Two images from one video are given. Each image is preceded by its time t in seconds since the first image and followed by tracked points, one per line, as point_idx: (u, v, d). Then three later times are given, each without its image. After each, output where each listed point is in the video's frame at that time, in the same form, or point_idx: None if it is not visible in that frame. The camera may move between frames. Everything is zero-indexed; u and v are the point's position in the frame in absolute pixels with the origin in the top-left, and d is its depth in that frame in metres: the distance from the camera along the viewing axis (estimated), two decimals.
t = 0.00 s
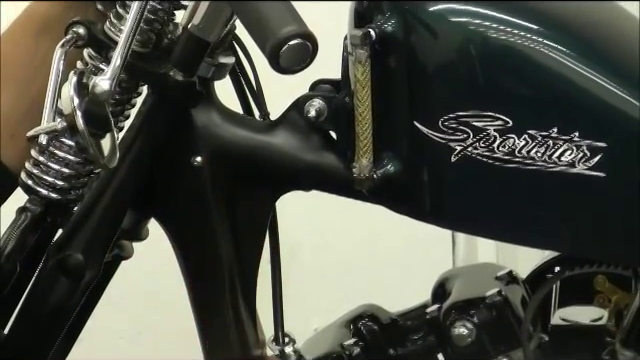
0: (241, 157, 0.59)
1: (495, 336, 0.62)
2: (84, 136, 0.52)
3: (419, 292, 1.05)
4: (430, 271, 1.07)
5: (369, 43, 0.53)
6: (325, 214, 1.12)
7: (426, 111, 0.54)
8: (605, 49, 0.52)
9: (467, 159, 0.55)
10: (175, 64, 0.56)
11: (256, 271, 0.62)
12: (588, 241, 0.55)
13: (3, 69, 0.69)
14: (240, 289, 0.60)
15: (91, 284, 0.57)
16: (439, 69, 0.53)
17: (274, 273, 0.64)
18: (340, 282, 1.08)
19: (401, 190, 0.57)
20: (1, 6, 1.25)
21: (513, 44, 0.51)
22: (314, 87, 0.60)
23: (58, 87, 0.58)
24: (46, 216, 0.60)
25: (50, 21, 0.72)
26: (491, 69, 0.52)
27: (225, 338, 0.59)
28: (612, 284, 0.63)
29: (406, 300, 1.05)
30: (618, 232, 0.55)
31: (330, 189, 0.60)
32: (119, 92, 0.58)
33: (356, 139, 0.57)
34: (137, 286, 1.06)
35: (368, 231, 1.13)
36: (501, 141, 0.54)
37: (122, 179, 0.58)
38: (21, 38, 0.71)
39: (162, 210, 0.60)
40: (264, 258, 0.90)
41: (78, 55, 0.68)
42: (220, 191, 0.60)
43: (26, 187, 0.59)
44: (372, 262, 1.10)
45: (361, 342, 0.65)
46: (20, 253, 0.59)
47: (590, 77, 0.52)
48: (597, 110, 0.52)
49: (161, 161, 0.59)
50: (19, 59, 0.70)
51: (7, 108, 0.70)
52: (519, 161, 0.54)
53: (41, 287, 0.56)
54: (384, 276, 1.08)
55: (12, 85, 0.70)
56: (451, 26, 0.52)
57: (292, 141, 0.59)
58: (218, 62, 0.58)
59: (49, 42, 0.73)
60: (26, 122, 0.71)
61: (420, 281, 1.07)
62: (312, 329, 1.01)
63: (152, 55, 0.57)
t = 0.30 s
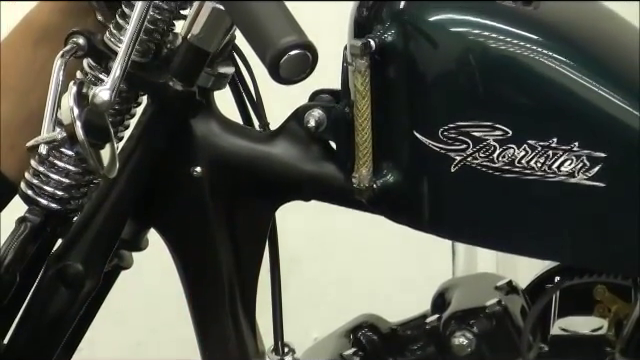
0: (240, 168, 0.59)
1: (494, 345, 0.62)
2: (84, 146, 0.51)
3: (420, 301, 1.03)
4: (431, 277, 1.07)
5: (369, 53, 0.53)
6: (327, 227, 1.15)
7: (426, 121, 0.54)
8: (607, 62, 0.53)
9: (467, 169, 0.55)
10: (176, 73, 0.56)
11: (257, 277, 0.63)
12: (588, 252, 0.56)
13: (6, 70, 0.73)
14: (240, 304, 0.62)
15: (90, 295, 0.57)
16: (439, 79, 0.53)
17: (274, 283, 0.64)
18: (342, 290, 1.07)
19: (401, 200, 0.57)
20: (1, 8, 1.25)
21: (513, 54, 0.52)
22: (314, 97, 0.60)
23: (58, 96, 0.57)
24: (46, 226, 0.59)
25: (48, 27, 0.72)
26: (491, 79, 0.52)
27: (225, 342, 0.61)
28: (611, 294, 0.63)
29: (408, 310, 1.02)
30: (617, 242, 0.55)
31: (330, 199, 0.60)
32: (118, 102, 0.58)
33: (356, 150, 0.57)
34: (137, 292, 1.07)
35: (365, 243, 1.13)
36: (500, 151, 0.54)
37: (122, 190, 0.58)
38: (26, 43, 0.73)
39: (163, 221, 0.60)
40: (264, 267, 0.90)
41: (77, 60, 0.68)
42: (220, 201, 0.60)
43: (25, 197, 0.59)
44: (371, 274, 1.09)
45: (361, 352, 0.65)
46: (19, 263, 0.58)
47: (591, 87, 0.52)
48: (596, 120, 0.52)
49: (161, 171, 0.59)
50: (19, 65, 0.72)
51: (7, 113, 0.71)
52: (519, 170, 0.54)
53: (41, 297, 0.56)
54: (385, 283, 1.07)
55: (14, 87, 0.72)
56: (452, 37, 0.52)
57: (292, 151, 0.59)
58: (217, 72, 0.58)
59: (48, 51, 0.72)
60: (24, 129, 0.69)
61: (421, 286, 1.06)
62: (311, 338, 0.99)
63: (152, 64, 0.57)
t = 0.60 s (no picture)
0: (240, 172, 0.59)
1: (493, 349, 0.62)
2: (84, 150, 0.51)
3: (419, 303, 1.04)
4: (429, 281, 1.07)
5: (369, 57, 0.53)
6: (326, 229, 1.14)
7: (426, 126, 0.54)
8: (606, 65, 0.53)
9: (467, 174, 0.55)
10: (176, 77, 0.56)
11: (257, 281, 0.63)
12: (588, 256, 0.56)
13: (7, 73, 0.72)
14: (240, 309, 0.62)
15: (91, 297, 0.57)
16: (438, 83, 0.53)
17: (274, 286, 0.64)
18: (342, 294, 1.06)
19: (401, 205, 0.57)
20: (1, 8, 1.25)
21: (512, 58, 0.52)
22: (314, 101, 0.61)
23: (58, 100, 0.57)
24: (45, 230, 0.59)
25: (47, 27, 0.72)
26: (490, 83, 0.52)
27: (225, 346, 0.61)
28: (611, 298, 0.64)
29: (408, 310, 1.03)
30: (617, 246, 0.55)
31: (330, 203, 0.60)
32: (118, 106, 0.58)
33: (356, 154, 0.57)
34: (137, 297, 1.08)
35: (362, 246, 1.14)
36: (500, 156, 0.54)
37: (122, 194, 0.57)
38: (26, 46, 0.72)
39: (162, 226, 0.60)
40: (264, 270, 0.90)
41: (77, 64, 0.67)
42: (220, 205, 0.60)
43: (25, 201, 0.59)
44: (370, 276, 1.09)
45: (361, 356, 0.65)
46: (19, 267, 0.58)
47: (591, 91, 0.52)
48: (596, 124, 0.52)
49: (161, 175, 0.59)
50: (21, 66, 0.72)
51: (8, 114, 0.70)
52: (519, 175, 0.54)
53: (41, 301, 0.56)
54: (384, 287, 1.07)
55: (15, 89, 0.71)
56: (451, 41, 0.52)
57: (292, 155, 0.59)
58: (217, 76, 0.58)
59: (48, 54, 0.71)
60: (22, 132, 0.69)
61: (420, 290, 1.06)
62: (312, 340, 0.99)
63: (152, 69, 0.57)
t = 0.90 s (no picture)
0: (240, 170, 0.59)
1: (494, 348, 0.62)
2: (84, 148, 0.51)
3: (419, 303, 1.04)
4: (430, 282, 1.07)
5: (369, 56, 0.53)
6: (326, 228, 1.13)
7: (426, 124, 0.54)
8: (606, 65, 0.53)
9: (467, 172, 0.55)
10: (176, 77, 0.56)
11: (257, 280, 0.63)
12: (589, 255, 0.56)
13: (7, 72, 0.71)
14: (240, 307, 0.62)
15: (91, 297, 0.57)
16: (438, 82, 0.53)
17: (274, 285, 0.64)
18: (342, 295, 1.06)
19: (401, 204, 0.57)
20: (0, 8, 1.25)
21: (512, 57, 0.52)
22: (314, 99, 0.60)
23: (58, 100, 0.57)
24: (45, 229, 0.59)
25: (48, 27, 0.72)
26: (491, 82, 0.52)
27: (225, 345, 0.61)
28: (611, 297, 0.64)
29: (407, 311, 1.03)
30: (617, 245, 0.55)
31: (330, 202, 0.60)
32: (118, 105, 0.58)
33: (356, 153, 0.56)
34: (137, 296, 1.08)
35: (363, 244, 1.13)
36: (500, 154, 0.54)
37: (122, 193, 0.57)
38: (27, 46, 0.72)
39: (162, 224, 0.60)
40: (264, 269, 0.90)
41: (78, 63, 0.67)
42: (220, 204, 0.60)
43: (25, 199, 0.59)
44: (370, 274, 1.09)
45: (361, 355, 0.65)
46: (19, 267, 0.58)
47: (592, 91, 0.52)
48: (596, 123, 0.52)
49: (161, 174, 0.59)
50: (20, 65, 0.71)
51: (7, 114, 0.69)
52: (519, 173, 0.54)
53: (41, 300, 0.56)
54: (383, 288, 1.07)
55: (14, 90, 0.70)
56: (451, 40, 0.52)
57: (292, 154, 0.59)
58: (217, 75, 0.58)
59: (49, 54, 0.71)
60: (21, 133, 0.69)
61: (421, 291, 1.06)
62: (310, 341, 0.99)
63: (152, 68, 0.57)
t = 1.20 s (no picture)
0: (239, 169, 0.59)
1: (492, 348, 0.63)
2: (82, 148, 0.51)
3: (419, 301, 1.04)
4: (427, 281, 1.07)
5: (369, 55, 0.53)
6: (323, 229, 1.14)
7: (424, 124, 0.54)
8: (604, 64, 0.53)
9: (465, 172, 0.55)
10: (175, 76, 0.56)
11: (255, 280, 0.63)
12: (587, 254, 0.56)
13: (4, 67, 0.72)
14: (239, 307, 0.62)
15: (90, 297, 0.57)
16: (437, 82, 0.53)
17: (273, 285, 0.64)
18: (340, 293, 1.06)
19: (399, 203, 0.57)
20: None
21: (511, 56, 0.52)
22: (313, 99, 0.60)
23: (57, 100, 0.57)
24: (43, 229, 0.59)
25: (48, 24, 0.73)
26: (489, 81, 0.52)
27: (224, 345, 0.61)
28: (609, 296, 0.65)
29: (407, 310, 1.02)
30: (615, 245, 0.55)
31: (329, 201, 0.60)
32: (117, 104, 0.57)
33: (355, 152, 0.56)
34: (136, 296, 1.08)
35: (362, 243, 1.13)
36: (499, 154, 0.54)
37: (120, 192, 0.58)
38: (25, 41, 0.72)
39: (160, 223, 0.60)
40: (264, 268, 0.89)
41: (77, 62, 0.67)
42: (219, 203, 0.60)
43: (24, 199, 0.59)
44: (369, 274, 1.09)
45: (360, 354, 0.65)
46: (17, 267, 0.58)
47: (590, 90, 0.52)
48: (594, 122, 0.52)
49: (159, 174, 0.59)
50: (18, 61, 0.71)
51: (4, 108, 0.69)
52: (517, 173, 0.54)
53: (40, 299, 0.56)
54: (381, 286, 1.07)
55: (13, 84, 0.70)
56: (450, 39, 0.52)
57: (291, 154, 0.59)
58: (216, 75, 0.58)
59: (49, 50, 0.72)
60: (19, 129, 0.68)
61: (418, 289, 1.06)
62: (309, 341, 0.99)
63: (150, 67, 0.57)
